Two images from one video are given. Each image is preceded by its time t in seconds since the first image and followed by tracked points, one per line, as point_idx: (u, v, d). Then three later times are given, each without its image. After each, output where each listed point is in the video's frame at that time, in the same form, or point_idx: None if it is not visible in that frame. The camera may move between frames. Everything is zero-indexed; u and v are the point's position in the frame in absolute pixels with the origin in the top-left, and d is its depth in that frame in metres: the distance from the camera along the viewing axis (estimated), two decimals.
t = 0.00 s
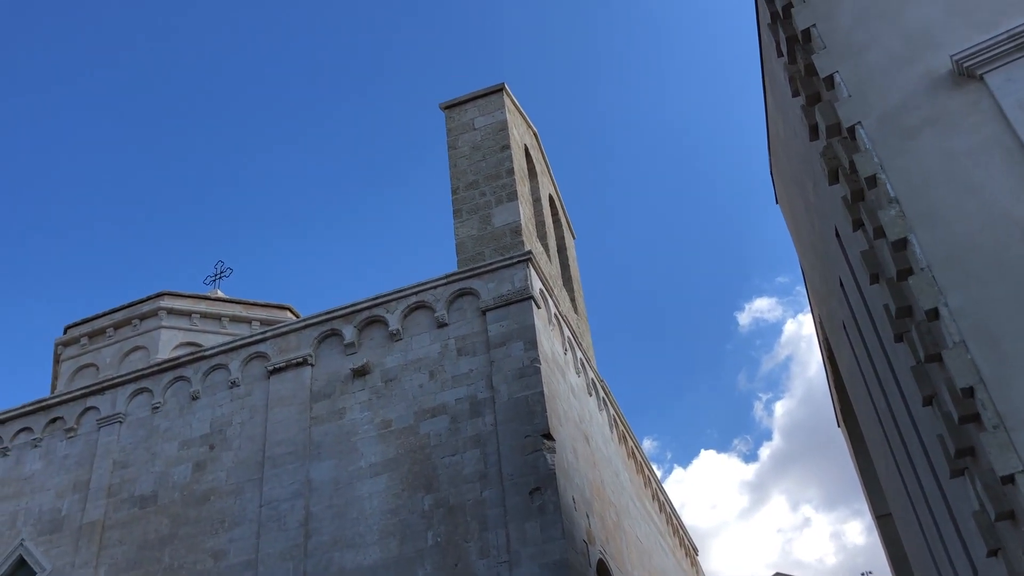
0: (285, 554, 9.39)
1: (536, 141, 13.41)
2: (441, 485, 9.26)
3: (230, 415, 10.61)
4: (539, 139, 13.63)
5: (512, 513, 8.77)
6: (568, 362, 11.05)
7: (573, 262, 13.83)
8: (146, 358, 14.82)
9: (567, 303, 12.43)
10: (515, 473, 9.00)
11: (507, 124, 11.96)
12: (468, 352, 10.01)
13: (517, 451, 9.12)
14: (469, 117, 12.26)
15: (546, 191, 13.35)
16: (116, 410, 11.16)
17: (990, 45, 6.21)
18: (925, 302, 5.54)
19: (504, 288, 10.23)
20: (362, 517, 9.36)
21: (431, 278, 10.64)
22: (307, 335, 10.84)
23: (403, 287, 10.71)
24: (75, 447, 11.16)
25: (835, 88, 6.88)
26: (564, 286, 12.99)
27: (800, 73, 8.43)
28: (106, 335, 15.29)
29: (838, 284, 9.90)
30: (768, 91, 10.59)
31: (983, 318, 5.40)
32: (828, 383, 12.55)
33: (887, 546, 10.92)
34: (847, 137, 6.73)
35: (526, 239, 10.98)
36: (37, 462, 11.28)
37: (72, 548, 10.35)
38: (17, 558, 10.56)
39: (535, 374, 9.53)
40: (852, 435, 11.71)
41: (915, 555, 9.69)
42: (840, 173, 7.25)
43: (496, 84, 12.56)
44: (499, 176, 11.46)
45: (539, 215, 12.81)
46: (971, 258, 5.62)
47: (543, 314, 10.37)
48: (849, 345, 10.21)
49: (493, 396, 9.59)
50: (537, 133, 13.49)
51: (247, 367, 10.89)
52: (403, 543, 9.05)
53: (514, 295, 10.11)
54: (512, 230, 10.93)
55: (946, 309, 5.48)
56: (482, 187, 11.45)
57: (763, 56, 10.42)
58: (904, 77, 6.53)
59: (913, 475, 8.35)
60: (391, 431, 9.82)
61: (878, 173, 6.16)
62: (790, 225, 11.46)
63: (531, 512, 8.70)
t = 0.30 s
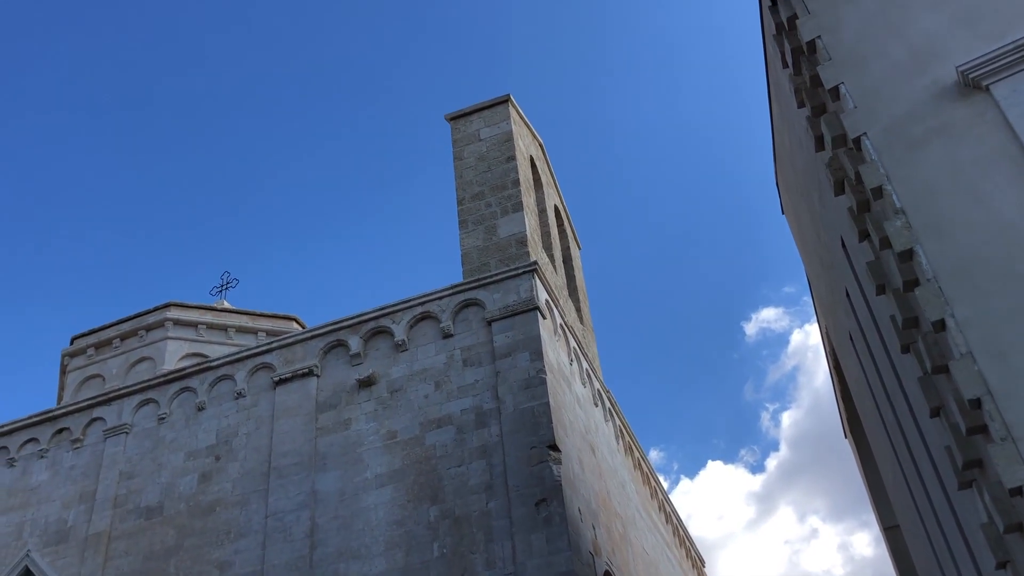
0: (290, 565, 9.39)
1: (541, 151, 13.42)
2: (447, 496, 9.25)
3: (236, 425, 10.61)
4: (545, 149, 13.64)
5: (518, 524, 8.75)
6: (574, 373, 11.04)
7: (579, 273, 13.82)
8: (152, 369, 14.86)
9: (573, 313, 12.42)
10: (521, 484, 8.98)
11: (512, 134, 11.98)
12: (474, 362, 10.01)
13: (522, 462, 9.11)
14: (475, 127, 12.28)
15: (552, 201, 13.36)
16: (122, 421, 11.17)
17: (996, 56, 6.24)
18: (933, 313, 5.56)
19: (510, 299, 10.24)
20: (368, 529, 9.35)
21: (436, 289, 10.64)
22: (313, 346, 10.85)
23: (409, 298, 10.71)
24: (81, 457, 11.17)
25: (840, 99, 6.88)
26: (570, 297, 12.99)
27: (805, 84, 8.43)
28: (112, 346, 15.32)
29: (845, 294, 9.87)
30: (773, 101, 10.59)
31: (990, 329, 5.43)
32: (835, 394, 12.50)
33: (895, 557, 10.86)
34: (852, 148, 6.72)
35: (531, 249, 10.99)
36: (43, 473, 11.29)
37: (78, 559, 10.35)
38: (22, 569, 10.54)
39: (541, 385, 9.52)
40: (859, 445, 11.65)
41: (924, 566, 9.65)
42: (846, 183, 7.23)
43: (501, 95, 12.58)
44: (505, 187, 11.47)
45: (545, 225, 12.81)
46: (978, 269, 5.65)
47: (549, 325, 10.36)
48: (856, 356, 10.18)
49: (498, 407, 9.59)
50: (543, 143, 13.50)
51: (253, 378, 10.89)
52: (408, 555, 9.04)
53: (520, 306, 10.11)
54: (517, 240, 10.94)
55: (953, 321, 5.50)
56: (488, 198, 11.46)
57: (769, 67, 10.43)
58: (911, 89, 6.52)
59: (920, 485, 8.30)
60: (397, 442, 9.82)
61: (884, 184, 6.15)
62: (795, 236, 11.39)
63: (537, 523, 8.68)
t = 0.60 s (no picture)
0: None
1: (546, 154, 13.03)
2: (448, 513, 8.84)
3: (229, 439, 10.20)
4: (550, 152, 13.25)
5: (523, 543, 8.33)
6: (581, 385, 10.62)
7: (585, 281, 13.42)
8: (142, 381, 14.49)
9: (579, 323, 12.00)
10: (526, 501, 8.56)
11: (516, 137, 11.59)
12: (476, 374, 9.60)
13: (528, 478, 8.68)
14: (477, 129, 11.89)
15: (557, 206, 12.97)
16: (111, 434, 10.76)
17: (1018, 56, 6.36)
18: (955, 323, 5.55)
19: (514, 308, 9.83)
20: (366, 547, 8.94)
21: (437, 297, 10.24)
22: (309, 357, 10.43)
23: (409, 307, 10.31)
24: (69, 473, 10.77)
25: (859, 100, 6.92)
26: (577, 307, 12.58)
27: (821, 86, 8.13)
28: (100, 357, 14.93)
29: (863, 303, 9.45)
30: (788, 103, 10.20)
31: (1013, 339, 5.43)
32: (853, 408, 12.02)
33: None
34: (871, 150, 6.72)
35: (536, 256, 10.60)
36: (29, 489, 10.89)
37: None
38: None
39: (547, 398, 9.10)
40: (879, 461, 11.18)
41: None
42: (864, 188, 7.05)
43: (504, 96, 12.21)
44: (509, 191, 11.08)
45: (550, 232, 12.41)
46: (1003, 277, 5.66)
47: (555, 335, 9.96)
48: (875, 366, 9.75)
49: (502, 420, 9.17)
50: (548, 146, 13.10)
51: (247, 391, 10.48)
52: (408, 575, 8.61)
53: (524, 315, 9.71)
54: (522, 247, 10.54)
55: (975, 331, 5.50)
56: (491, 203, 11.07)
57: (783, 68, 10.05)
58: (933, 88, 6.63)
59: (943, 504, 7.87)
60: (396, 457, 9.40)
61: (905, 187, 6.21)
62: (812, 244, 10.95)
63: (543, 542, 8.25)
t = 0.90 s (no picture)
0: None
1: (548, 150, 12.39)
2: (443, 533, 8.22)
3: (207, 454, 9.55)
4: (553, 148, 12.60)
5: (522, 565, 7.76)
6: (585, 397, 9.98)
7: (589, 285, 12.78)
8: (115, 390, 13.89)
9: (583, 330, 11.35)
10: (525, 520, 7.97)
11: (517, 131, 10.97)
12: (473, 385, 8.95)
13: (527, 497, 8.07)
14: (475, 123, 11.26)
15: (560, 205, 12.34)
16: (82, 448, 10.10)
17: None
18: (986, 332, 5.42)
19: (513, 313, 9.19)
20: (355, 570, 8.31)
21: (432, 302, 9.59)
22: (294, 365, 9.77)
23: (401, 312, 9.65)
24: (36, 488, 10.11)
25: (883, 92, 6.77)
26: (581, 314, 11.94)
27: (843, 78, 7.62)
28: (70, 365, 14.31)
29: (887, 310, 8.81)
30: (808, 96, 9.58)
31: None
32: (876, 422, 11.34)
33: None
34: (897, 146, 6.52)
35: (538, 258, 9.96)
36: None
37: None
38: None
39: (548, 410, 8.47)
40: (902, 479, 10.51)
41: None
42: (888, 187, 6.72)
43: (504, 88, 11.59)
44: (509, 189, 10.46)
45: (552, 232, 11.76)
46: None
47: (557, 342, 9.31)
48: (899, 376, 9.11)
49: (501, 434, 8.53)
50: (551, 142, 12.46)
51: (227, 401, 9.82)
52: None
53: (525, 321, 9.07)
54: (522, 248, 9.92)
55: (1007, 340, 5.37)
56: (490, 201, 10.44)
57: (803, 60, 9.44)
58: (962, 81, 6.50)
59: (972, 527, 7.28)
60: (386, 473, 8.75)
61: (932, 187, 6.08)
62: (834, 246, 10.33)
63: (543, 565, 7.69)
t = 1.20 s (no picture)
0: None
1: (546, 145, 11.92)
2: (432, 547, 7.75)
3: (184, 462, 9.07)
4: (552, 144, 12.13)
5: None
6: (583, 404, 9.52)
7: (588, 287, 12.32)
8: (86, 393, 13.45)
9: (582, 333, 10.89)
10: (519, 533, 7.51)
11: (513, 124, 10.50)
12: (465, 392, 8.48)
13: (522, 509, 7.61)
14: (470, 115, 10.79)
15: (559, 203, 11.88)
16: (52, 454, 9.61)
17: None
18: (1004, 340, 5.04)
19: (508, 316, 8.72)
20: None
21: (423, 303, 9.12)
22: (277, 369, 9.28)
23: (390, 314, 9.17)
24: (4, 496, 9.63)
25: (898, 88, 6.34)
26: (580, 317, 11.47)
27: (857, 71, 7.17)
28: (40, 366, 13.87)
29: (901, 316, 8.37)
30: (821, 89, 9.13)
31: None
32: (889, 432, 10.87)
33: None
34: (914, 144, 6.08)
35: (535, 259, 9.51)
36: None
37: None
38: None
39: (544, 419, 8.01)
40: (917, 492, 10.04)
41: None
42: (903, 188, 6.27)
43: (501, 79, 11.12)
44: (504, 185, 10.00)
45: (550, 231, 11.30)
46: None
47: (554, 347, 8.84)
48: (913, 386, 8.67)
49: (494, 443, 8.06)
50: (549, 137, 11.99)
51: (206, 407, 9.34)
52: None
53: (520, 325, 8.61)
54: (518, 247, 9.47)
55: None
56: (485, 197, 9.98)
57: (816, 52, 8.98)
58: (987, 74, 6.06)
59: (989, 547, 6.86)
60: (373, 483, 8.28)
61: (948, 187, 5.69)
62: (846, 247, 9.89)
63: None
